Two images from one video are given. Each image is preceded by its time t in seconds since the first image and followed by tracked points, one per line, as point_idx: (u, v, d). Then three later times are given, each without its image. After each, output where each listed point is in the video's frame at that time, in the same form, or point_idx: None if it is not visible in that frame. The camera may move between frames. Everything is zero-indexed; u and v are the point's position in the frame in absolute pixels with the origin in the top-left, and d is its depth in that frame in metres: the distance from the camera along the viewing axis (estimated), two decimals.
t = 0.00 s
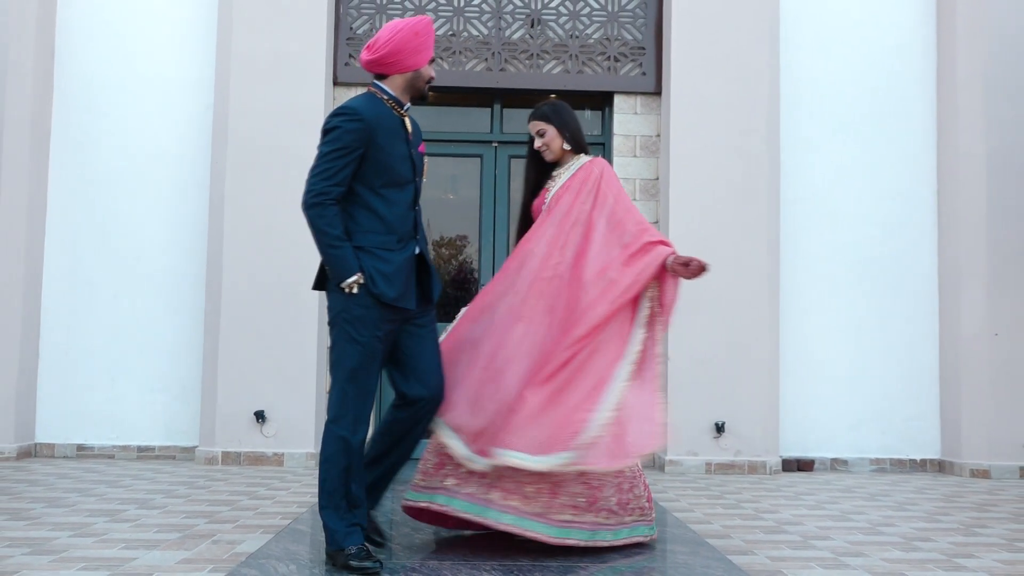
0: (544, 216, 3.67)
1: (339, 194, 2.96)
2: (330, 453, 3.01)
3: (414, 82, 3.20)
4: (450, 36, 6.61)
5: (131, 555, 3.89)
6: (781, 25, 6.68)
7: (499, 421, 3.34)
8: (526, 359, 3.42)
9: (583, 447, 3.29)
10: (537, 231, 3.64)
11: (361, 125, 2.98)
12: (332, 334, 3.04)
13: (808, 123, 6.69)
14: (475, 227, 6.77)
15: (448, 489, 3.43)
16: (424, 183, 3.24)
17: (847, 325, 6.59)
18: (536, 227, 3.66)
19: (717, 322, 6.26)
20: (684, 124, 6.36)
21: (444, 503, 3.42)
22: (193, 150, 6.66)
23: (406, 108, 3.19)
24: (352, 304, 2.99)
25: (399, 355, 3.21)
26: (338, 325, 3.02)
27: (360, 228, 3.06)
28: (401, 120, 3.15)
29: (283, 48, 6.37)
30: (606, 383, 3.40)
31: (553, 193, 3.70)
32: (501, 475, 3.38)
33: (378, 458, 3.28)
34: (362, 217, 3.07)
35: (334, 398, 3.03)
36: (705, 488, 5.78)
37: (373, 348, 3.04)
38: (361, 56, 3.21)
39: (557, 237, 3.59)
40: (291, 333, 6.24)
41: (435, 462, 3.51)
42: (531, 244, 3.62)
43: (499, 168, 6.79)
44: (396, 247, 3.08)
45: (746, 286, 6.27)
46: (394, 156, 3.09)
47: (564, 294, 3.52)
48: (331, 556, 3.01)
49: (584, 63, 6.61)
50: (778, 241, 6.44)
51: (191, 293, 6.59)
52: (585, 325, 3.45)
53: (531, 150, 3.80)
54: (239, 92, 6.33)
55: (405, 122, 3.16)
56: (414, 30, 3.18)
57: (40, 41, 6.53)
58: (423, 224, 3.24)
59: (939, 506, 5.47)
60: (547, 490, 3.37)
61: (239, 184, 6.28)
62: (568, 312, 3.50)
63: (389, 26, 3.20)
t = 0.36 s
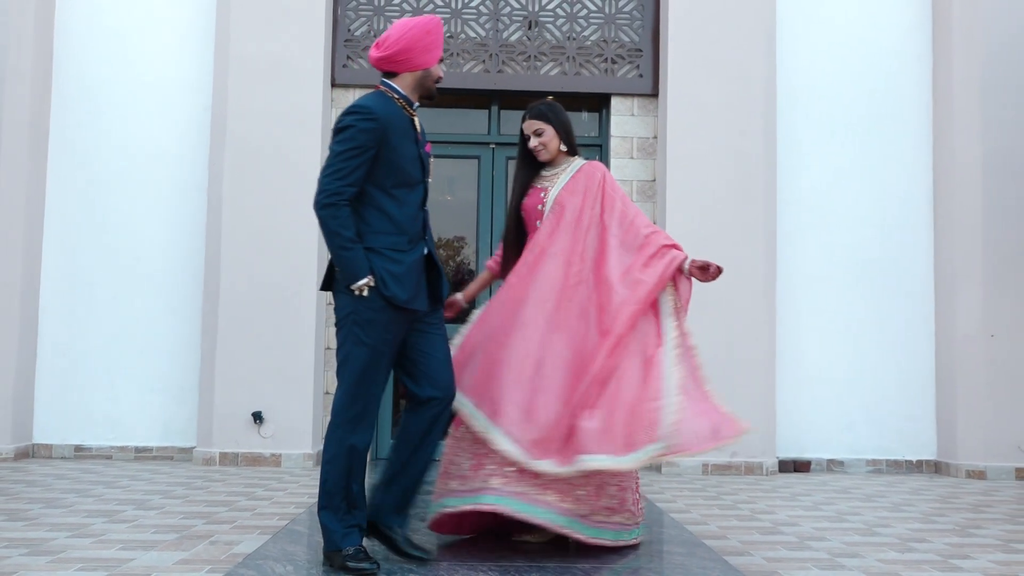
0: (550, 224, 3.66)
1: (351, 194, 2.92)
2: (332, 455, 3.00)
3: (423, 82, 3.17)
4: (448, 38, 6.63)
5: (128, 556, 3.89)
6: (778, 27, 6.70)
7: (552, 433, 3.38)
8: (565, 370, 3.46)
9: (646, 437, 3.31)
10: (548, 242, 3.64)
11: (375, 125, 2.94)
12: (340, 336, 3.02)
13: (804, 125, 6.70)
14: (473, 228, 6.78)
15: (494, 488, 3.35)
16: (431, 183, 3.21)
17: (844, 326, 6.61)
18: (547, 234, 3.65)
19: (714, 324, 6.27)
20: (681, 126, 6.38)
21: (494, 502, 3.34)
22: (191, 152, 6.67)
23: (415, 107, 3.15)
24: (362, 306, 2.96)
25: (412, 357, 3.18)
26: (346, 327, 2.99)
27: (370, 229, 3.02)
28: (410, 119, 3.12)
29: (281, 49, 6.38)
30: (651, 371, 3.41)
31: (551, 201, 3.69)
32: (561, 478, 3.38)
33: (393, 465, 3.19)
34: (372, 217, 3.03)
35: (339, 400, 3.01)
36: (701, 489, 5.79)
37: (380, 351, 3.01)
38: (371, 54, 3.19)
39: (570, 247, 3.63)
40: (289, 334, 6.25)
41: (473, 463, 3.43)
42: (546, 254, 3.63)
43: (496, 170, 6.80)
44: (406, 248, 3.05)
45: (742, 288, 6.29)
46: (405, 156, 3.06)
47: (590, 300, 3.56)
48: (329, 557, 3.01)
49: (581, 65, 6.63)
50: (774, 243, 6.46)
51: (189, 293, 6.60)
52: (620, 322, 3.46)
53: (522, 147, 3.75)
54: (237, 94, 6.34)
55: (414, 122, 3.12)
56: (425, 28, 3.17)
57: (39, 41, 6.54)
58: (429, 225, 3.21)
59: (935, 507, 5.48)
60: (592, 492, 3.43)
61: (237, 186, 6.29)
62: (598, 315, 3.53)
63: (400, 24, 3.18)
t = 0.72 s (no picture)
0: (559, 226, 3.67)
1: (365, 196, 2.88)
2: (332, 455, 2.97)
3: (436, 83, 3.10)
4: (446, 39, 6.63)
5: (125, 558, 3.89)
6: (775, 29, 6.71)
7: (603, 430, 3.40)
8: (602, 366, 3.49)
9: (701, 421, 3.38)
10: (562, 244, 3.65)
11: (390, 127, 2.90)
12: (349, 335, 2.97)
13: (799, 128, 6.71)
14: (470, 230, 6.78)
15: (560, 488, 3.31)
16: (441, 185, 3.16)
17: (840, 328, 6.61)
18: (558, 238, 3.66)
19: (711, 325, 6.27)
20: (678, 127, 6.38)
21: (562, 502, 3.30)
22: (188, 153, 6.67)
23: (427, 109, 3.09)
24: (373, 310, 2.92)
25: (414, 361, 3.08)
26: (354, 328, 2.95)
27: (382, 231, 2.97)
28: (422, 121, 3.07)
29: (278, 50, 6.38)
30: (690, 358, 3.48)
31: (556, 203, 3.69)
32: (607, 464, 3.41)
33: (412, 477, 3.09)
34: (385, 220, 2.99)
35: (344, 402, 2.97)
36: (699, 490, 5.79)
37: (387, 352, 2.96)
38: (382, 54, 3.12)
39: (584, 249, 3.67)
40: (286, 335, 6.25)
41: (527, 465, 3.36)
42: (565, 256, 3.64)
43: (494, 171, 6.80)
44: (418, 252, 3.01)
45: (739, 289, 6.29)
46: (418, 158, 3.01)
47: (615, 299, 3.60)
48: (326, 557, 3.02)
49: (579, 66, 6.63)
50: (771, 245, 6.46)
51: (186, 294, 6.59)
52: (651, 314, 3.53)
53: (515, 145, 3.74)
54: (235, 96, 6.34)
55: (425, 124, 3.08)
56: (437, 29, 3.11)
57: (36, 42, 6.53)
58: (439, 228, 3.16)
59: (932, 508, 5.48)
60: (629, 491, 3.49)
61: (234, 187, 6.29)
62: (626, 311, 3.58)
63: (412, 25, 3.12)
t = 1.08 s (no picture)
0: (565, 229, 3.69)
1: (382, 199, 2.84)
2: (333, 456, 2.95)
3: (449, 85, 3.08)
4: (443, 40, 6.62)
5: (121, 558, 3.88)
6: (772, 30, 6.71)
7: (648, 424, 3.48)
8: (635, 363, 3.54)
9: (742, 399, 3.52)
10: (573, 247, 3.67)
11: (409, 129, 2.86)
12: (356, 338, 2.94)
13: (796, 129, 6.72)
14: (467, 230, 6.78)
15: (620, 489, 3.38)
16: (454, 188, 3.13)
17: (837, 329, 6.62)
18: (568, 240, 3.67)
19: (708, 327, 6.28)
20: (675, 128, 6.39)
21: (620, 505, 3.37)
22: (184, 153, 6.66)
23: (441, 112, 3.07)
24: (385, 313, 2.88)
25: (417, 369, 3.02)
26: (363, 330, 2.92)
27: (397, 233, 2.94)
28: (436, 124, 3.03)
29: (275, 50, 6.37)
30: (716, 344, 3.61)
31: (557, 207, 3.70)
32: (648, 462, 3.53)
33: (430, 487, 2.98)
34: (399, 222, 2.95)
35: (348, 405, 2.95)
36: (695, 492, 5.79)
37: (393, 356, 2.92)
38: (394, 56, 3.09)
39: (591, 252, 3.70)
40: (282, 335, 6.24)
41: (583, 466, 3.38)
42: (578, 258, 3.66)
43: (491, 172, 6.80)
44: (432, 255, 2.98)
45: (735, 291, 6.30)
46: (433, 162, 2.98)
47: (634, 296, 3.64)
48: (322, 557, 3.01)
49: (576, 67, 6.64)
50: (768, 246, 6.47)
51: (182, 294, 6.58)
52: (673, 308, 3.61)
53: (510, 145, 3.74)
54: (232, 96, 6.33)
55: (439, 127, 3.04)
56: (451, 32, 3.09)
57: (32, 42, 6.52)
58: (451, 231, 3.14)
59: (928, 510, 5.49)
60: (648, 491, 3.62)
61: (230, 187, 6.28)
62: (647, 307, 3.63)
63: (426, 27, 3.10)
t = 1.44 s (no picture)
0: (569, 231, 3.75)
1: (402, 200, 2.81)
2: (339, 453, 2.93)
3: (466, 88, 3.06)
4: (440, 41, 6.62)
5: (115, 560, 3.87)
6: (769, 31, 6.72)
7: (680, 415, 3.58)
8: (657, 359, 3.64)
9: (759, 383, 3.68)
10: (580, 249, 3.73)
11: (430, 130, 2.84)
12: (369, 338, 2.91)
13: (793, 131, 6.72)
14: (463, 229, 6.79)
15: (661, 487, 3.43)
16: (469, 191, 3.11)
17: (833, 331, 6.63)
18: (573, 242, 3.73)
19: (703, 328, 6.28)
20: (671, 130, 6.39)
21: (665, 504, 3.43)
22: (181, 153, 6.65)
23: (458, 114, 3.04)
24: (399, 315, 2.86)
25: (427, 374, 2.99)
26: (376, 330, 2.89)
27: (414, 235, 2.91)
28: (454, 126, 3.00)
29: (273, 51, 6.37)
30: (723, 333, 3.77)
31: (557, 211, 3.73)
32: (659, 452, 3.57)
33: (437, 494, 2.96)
34: (415, 224, 2.93)
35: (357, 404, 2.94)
36: (691, 493, 5.79)
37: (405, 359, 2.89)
38: (410, 59, 3.06)
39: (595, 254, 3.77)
40: (278, 336, 6.23)
41: (629, 467, 3.45)
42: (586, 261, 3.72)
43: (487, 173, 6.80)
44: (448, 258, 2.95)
45: (731, 292, 6.31)
46: (450, 164, 2.96)
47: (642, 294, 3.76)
48: (318, 556, 3.00)
49: (573, 68, 6.64)
50: (764, 248, 6.47)
51: (178, 294, 6.58)
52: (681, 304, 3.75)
53: (509, 145, 3.73)
54: (228, 97, 6.33)
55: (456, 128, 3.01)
56: (467, 34, 3.07)
57: (29, 41, 6.51)
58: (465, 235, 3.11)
59: (923, 511, 5.49)
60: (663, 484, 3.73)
61: (227, 188, 6.28)
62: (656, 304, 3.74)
63: (441, 30, 3.07)
